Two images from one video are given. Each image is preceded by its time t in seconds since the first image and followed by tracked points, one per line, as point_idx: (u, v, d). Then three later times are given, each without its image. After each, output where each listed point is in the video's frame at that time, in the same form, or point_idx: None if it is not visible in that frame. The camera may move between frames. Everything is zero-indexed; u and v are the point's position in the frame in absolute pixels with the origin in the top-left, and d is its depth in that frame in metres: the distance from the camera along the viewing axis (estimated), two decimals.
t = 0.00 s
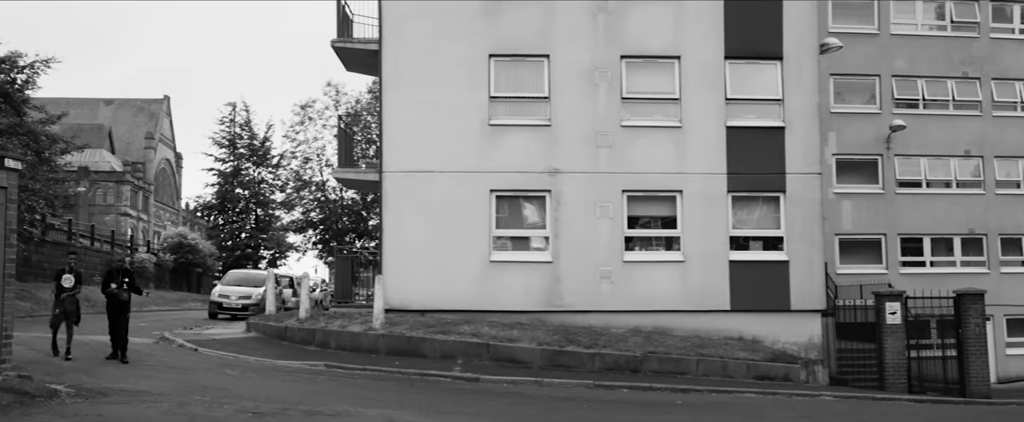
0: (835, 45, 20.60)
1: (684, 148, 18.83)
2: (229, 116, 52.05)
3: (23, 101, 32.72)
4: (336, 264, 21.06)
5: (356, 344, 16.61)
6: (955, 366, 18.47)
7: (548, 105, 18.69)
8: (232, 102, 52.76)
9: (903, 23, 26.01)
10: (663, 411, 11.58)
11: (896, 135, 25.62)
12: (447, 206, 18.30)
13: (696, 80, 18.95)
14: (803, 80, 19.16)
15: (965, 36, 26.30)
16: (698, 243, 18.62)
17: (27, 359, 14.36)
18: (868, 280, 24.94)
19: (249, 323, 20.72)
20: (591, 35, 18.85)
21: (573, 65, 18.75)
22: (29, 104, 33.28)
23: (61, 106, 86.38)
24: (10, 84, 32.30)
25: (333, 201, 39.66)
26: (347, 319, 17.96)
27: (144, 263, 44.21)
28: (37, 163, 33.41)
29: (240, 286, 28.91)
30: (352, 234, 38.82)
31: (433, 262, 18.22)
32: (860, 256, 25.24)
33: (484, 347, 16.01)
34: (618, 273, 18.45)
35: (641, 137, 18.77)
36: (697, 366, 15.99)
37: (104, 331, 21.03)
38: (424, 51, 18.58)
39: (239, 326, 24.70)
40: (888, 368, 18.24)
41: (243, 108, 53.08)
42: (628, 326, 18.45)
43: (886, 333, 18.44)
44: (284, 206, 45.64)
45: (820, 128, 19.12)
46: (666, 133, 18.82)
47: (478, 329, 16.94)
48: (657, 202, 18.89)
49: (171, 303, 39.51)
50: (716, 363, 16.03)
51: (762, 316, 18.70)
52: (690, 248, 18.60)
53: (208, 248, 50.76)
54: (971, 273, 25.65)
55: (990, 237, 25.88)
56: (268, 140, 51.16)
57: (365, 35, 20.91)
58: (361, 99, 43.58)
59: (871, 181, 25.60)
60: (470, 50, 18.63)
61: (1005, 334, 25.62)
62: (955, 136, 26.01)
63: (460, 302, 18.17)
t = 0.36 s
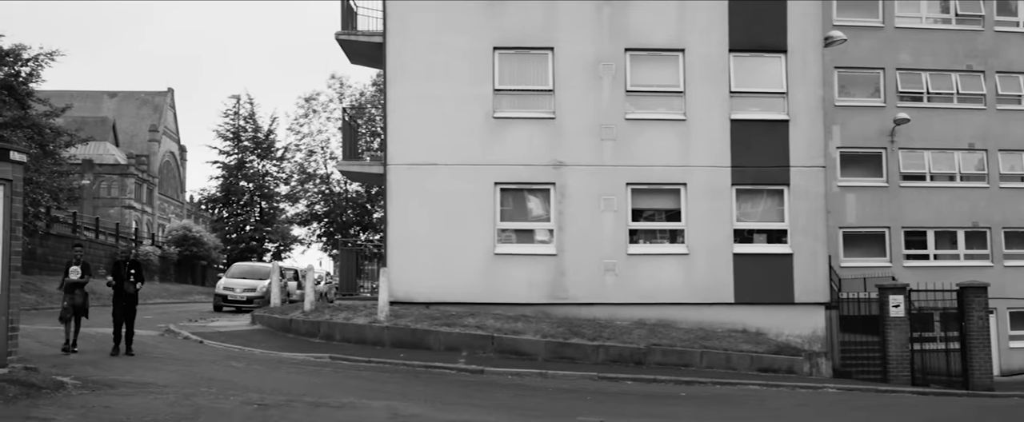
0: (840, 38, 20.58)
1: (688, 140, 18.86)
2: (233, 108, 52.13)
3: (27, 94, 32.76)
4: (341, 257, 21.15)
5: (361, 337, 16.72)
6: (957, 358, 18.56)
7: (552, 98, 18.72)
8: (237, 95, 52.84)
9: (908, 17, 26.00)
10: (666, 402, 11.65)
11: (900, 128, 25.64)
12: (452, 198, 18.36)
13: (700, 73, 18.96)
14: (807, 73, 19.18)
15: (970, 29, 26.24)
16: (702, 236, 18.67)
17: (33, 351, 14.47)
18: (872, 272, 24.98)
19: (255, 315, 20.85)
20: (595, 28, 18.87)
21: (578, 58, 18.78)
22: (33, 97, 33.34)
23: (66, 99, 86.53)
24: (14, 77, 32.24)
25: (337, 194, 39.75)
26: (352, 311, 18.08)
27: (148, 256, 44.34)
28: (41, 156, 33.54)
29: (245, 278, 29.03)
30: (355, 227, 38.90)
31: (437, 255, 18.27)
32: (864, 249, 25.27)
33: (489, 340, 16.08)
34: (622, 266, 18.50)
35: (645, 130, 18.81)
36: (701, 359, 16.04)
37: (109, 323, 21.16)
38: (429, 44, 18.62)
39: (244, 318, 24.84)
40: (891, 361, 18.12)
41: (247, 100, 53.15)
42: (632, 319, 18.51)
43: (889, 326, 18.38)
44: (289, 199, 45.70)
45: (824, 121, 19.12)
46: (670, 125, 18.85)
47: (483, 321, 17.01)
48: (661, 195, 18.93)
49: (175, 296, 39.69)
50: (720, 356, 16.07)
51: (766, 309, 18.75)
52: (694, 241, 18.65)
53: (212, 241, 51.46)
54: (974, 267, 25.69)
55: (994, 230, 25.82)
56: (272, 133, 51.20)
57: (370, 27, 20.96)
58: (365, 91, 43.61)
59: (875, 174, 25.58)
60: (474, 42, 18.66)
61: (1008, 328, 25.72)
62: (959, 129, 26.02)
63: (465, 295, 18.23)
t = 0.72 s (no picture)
0: (853, 31, 20.49)
1: (699, 133, 18.89)
2: (245, 99, 52.33)
3: (39, 84, 32.94)
4: (352, 248, 21.30)
5: (373, 327, 16.88)
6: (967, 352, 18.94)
7: (564, 90, 18.77)
8: (249, 86, 53.05)
9: (920, 11, 25.87)
10: (677, 394, 11.72)
11: (911, 122, 25.54)
12: (464, 189, 18.44)
13: (712, 66, 18.98)
14: (819, 66, 19.19)
15: (983, 22, 26.08)
16: (713, 228, 18.72)
17: (47, 340, 14.62)
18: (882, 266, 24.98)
19: (266, 305, 21.04)
20: (607, 20, 18.91)
21: (590, 50, 18.83)
22: (45, 87, 33.52)
23: (78, 89, 86.98)
24: (26, 67, 32.42)
25: (348, 186, 39.91)
26: (363, 302, 18.24)
27: (160, 246, 44.60)
28: (53, 146, 33.76)
29: (256, 269, 29.24)
30: (367, 218, 39.06)
31: (449, 246, 18.37)
32: (875, 242, 25.23)
33: (499, 331, 16.18)
34: (633, 258, 18.57)
35: (657, 122, 18.86)
36: (711, 351, 16.05)
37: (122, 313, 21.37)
38: (441, 36, 18.69)
39: (255, 308, 25.03)
40: (900, 355, 18.35)
41: (259, 91, 53.34)
42: (643, 310, 18.59)
43: (899, 319, 18.49)
44: (301, 190, 45.87)
45: (836, 114, 19.12)
46: (683, 117, 18.88)
47: (494, 312, 17.12)
48: (672, 187, 18.97)
49: (187, 286, 39.99)
50: (729, 348, 16.08)
51: (776, 301, 18.80)
52: (705, 233, 18.70)
53: (224, 232, 51.75)
54: (986, 261, 25.41)
55: (1004, 224, 25.61)
56: (284, 124, 51.34)
57: (382, 18, 21.02)
58: (377, 82, 43.70)
59: (886, 168, 25.59)
60: (486, 34, 18.72)
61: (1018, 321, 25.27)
62: (970, 123, 25.84)
63: (476, 286, 18.32)
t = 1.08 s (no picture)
0: (868, 20, 20.31)
1: (714, 121, 18.91)
2: (261, 87, 52.58)
3: (55, 72, 33.25)
4: (368, 235, 21.48)
5: (389, 315, 17.09)
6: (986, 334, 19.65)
7: (580, 78, 18.83)
8: (265, 74, 53.31)
9: None
10: (691, 381, 11.83)
11: (927, 111, 25.32)
12: (479, 177, 18.52)
13: (728, 54, 19.00)
14: (834, 54, 19.19)
15: (1001, 10, 25.34)
16: (728, 217, 18.76)
17: (65, 327, 14.78)
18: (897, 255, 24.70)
19: (283, 293, 21.29)
20: (622, 8, 18.94)
21: (605, 38, 18.87)
22: (61, 75, 33.73)
23: (94, 77, 87.53)
24: (43, 55, 32.74)
25: (364, 174, 40.13)
26: (379, 289, 18.48)
27: (177, 234, 44.90)
28: (70, 134, 34.04)
29: (273, 256, 29.51)
30: (383, 206, 39.27)
31: (464, 233, 18.49)
32: (890, 231, 25.05)
33: (515, 318, 16.30)
34: (648, 246, 18.65)
35: (672, 110, 18.89)
36: (726, 339, 15.98)
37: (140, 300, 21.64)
38: (457, 23, 18.76)
39: (272, 296, 25.30)
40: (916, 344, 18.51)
41: (275, 79, 53.58)
42: (658, 298, 18.68)
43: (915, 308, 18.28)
44: (317, 178, 46.13)
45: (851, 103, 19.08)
46: (698, 106, 18.90)
47: (509, 300, 17.25)
48: (687, 175, 19.00)
49: (205, 274, 40.36)
50: (745, 336, 16.04)
51: (791, 290, 18.87)
52: (720, 222, 18.74)
53: (241, 220, 52.10)
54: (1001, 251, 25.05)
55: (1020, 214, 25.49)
56: (300, 112, 51.60)
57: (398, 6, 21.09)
58: (392, 70, 43.81)
59: (902, 157, 25.44)
60: (502, 22, 18.79)
61: None
62: (987, 113, 25.55)
63: (492, 274, 18.43)
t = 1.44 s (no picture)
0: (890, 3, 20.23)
1: (735, 105, 18.91)
2: (282, 73, 52.88)
3: (77, 60, 33.48)
4: (389, 221, 21.66)
5: (410, 300, 17.30)
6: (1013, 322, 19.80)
7: (600, 63, 18.87)
8: (286, 59, 53.59)
9: None
10: (709, 364, 11.95)
11: (949, 95, 24.75)
12: (500, 162, 18.61)
13: (749, 38, 18.98)
14: (855, 38, 19.17)
15: None
16: (748, 201, 18.78)
17: (90, 313, 15.04)
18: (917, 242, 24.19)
19: (305, 278, 21.57)
20: None
21: (625, 23, 18.90)
22: (83, 63, 33.97)
23: (116, 64, 88.28)
24: (65, 42, 32.94)
25: (386, 160, 40.39)
26: (400, 274, 18.73)
27: (200, 221, 45.32)
28: (93, 121, 34.39)
29: (295, 242, 29.82)
30: (405, 192, 39.46)
31: (485, 219, 18.59)
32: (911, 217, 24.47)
33: (535, 303, 16.44)
34: (668, 230, 18.73)
35: (692, 95, 18.90)
36: (745, 323, 16.02)
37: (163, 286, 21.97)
38: (477, 10, 18.83)
39: (293, 281, 25.62)
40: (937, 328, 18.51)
41: (296, 65, 53.88)
42: (677, 283, 18.77)
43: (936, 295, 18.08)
44: (338, 163, 46.40)
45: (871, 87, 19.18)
46: (719, 91, 18.91)
47: (530, 284, 17.40)
48: (707, 160, 19.02)
49: (227, 259, 40.77)
50: (764, 320, 16.08)
51: (811, 274, 18.93)
52: (740, 207, 18.76)
53: (263, 206, 52.57)
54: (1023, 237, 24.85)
55: None
56: (321, 98, 51.88)
57: None
58: (413, 55, 43.96)
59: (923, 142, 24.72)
60: (522, 7, 18.85)
61: None
62: (1008, 97, 25.04)
63: (512, 259, 18.56)
